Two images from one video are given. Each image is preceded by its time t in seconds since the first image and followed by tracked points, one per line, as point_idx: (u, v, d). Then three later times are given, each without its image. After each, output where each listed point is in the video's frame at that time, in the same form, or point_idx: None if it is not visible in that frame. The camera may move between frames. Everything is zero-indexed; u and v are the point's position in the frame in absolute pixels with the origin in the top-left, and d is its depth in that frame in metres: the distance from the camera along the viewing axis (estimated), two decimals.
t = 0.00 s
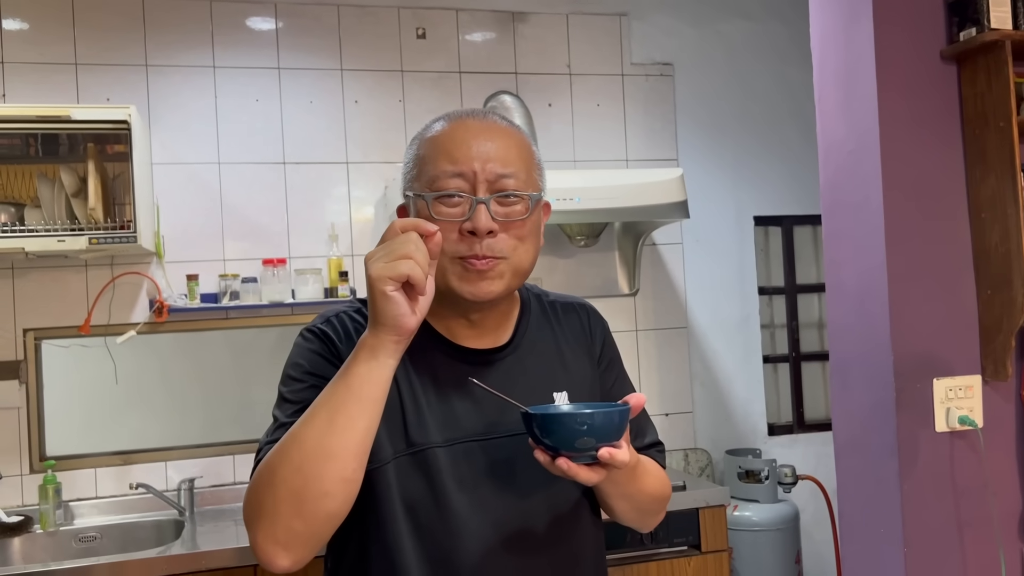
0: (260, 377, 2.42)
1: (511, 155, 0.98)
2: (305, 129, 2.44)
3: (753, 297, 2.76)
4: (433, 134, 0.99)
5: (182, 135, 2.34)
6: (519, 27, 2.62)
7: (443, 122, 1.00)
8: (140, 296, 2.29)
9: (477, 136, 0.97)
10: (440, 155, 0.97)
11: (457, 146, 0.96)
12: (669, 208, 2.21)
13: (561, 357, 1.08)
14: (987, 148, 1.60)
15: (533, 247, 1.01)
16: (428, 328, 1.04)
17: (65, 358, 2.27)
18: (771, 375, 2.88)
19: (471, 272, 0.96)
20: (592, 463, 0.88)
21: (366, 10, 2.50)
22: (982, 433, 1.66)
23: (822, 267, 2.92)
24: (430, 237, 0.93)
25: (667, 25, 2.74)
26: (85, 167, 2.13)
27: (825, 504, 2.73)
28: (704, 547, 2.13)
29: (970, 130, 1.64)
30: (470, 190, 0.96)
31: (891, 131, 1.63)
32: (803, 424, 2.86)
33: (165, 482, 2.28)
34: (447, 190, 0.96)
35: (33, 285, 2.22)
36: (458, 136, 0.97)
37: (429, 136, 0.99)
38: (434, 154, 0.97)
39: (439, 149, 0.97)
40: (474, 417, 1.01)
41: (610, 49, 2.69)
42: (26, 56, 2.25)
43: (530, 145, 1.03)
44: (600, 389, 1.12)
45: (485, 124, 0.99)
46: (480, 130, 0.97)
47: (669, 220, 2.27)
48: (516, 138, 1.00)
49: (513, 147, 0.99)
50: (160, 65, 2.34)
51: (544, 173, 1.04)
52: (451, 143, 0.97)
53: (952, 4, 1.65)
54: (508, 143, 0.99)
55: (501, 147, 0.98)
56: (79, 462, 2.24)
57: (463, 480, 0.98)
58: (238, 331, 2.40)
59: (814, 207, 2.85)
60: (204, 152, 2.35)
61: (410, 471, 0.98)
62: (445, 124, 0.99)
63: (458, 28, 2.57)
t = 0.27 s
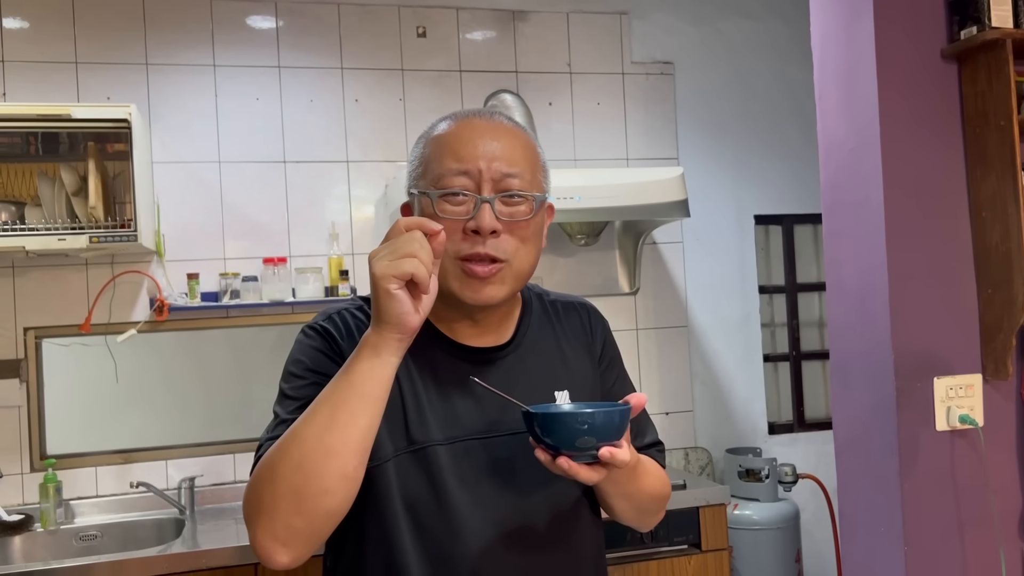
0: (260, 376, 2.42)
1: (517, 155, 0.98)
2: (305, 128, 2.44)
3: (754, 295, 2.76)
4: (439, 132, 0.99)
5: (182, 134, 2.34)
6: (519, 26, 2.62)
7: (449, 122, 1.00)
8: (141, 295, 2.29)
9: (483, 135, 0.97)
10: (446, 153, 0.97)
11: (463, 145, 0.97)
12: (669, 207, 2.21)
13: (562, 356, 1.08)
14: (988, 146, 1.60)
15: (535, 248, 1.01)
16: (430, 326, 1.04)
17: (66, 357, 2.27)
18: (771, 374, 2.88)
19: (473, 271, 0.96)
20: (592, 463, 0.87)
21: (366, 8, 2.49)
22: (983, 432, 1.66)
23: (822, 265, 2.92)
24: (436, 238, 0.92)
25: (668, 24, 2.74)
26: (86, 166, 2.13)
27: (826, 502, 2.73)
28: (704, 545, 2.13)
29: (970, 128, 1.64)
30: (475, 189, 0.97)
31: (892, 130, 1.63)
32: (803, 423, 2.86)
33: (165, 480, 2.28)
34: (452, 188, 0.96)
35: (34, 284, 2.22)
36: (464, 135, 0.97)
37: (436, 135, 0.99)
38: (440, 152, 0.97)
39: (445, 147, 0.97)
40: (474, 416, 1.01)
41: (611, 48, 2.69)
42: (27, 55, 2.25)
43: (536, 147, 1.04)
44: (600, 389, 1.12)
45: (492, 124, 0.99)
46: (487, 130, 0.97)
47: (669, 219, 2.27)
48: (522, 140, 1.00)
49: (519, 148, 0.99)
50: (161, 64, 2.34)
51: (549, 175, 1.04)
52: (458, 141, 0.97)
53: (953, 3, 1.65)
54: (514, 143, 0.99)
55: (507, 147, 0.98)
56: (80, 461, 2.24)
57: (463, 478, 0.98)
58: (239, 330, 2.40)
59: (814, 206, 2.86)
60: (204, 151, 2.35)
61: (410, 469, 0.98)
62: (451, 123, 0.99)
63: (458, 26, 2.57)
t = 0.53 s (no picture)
0: (260, 375, 2.42)
1: (520, 146, 0.99)
2: (306, 127, 2.43)
3: (754, 294, 2.76)
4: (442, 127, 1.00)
5: (182, 133, 2.34)
6: (519, 25, 2.62)
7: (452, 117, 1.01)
8: (141, 294, 2.29)
9: (487, 122, 0.98)
10: (450, 142, 0.97)
11: (467, 134, 0.97)
12: (670, 207, 2.21)
13: (567, 356, 1.08)
14: (989, 146, 1.60)
15: (539, 240, 1.00)
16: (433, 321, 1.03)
17: (66, 356, 2.27)
18: (771, 374, 2.88)
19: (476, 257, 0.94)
20: (595, 467, 0.87)
21: (367, 7, 2.49)
22: (983, 432, 1.66)
23: (822, 265, 2.92)
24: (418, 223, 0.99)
25: (668, 23, 2.73)
26: (86, 165, 2.13)
27: (826, 502, 2.73)
28: (704, 545, 2.13)
29: (971, 128, 1.64)
30: (478, 176, 0.96)
31: (893, 129, 1.63)
32: (804, 423, 2.86)
33: (165, 480, 2.28)
34: (455, 176, 0.96)
35: (34, 283, 2.22)
36: (468, 125, 0.98)
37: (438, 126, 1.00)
38: (444, 143, 0.98)
39: (448, 137, 0.98)
40: (476, 412, 1.01)
41: (611, 47, 2.69)
42: (26, 54, 2.24)
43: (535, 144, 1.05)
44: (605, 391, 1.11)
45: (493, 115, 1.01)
46: (490, 120, 0.98)
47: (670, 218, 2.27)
48: (525, 133, 1.01)
49: (521, 138, 1.00)
50: (161, 63, 2.33)
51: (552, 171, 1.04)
52: (461, 130, 0.98)
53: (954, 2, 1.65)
54: (516, 132, 1.00)
55: (510, 133, 0.99)
56: (80, 460, 2.24)
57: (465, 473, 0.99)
58: (239, 329, 2.40)
59: (815, 205, 2.85)
60: (204, 150, 2.35)
61: (412, 464, 0.98)
62: (455, 116, 1.00)
63: (458, 25, 2.57)
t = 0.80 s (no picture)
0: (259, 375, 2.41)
1: (520, 110, 1.02)
2: (305, 126, 2.43)
3: (753, 293, 2.76)
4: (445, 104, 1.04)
5: (181, 132, 2.33)
6: (518, 25, 2.62)
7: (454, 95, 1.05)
8: (140, 293, 2.29)
9: (489, 93, 1.02)
10: (456, 112, 1.01)
11: (468, 104, 1.01)
12: (669, 206, 2.21)
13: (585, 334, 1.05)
14: (989, 146, 1.60)
15: (545, 202, 1.01)
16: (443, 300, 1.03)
17: (65, 355, 2.27)
18: (771, 373, 2.88)
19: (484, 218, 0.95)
20: (585, 446, 0.86)
21: (366, 7, 2.49)
22: (982, 431, 1.65)
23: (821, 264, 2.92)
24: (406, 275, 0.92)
25: (667, 22, 2.73)
26: (85, 164, 2.13)
27: (825, 501, 2.73)
28: (704, 544, 2.12)
29: (971, 127, 1.64)
30: (481, 141, 0.99)
31: (892, 129, 1.62)
32: (803, 422, 2.86)
33: (164, 479, 2.28)
34: (460, 143, 0.99)
35: (33, 282, 2.22)
36: (468, 96, 1.02)
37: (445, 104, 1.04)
38: (450, 115, 1.02)
39: (451, 110, 1.02)
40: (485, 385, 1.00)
41: (610, 47, 2.69)
42: (25, 52, 2.24)
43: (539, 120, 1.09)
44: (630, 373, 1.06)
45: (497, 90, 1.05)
46: (489, 90, 1.02)
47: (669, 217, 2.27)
48: (524, 101, 1.05)
49: (525, 108, 1.04)
50: (160, 61, 2.33)
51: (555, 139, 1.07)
52: (466, 101, 1.02)
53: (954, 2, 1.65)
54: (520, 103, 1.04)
55: (513, 101, 1.03)
56: (79, 459, 2.24)
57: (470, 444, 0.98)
58: (238, 329, 2.40)
59: (814, 205, 2.85)
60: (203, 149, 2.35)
61: (417, 434, 0.98)
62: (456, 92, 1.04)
63: (457, 25, 2.57)
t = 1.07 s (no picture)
0: (257, 375, 2.41)
1: (553, 115, 0.98)
2: (304, 126, 2.43)
3: (752, 294, 2.76)
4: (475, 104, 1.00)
5: (178, 132, 2.33)
6: (517, 25, 2.62)
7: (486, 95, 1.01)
8: (138, 293, 2.29)
9: (520, 94, 0.98)
10: (485, 116, 0.98)
11: (499, 108, 0.97)
12: (667, 206, 2.21)
13: (610, 332, 1.03)
14: (986, 147, 1.60)
15: (576, 210, 0.99)
16: (463, 300, 1.03)
17: (63, 355, 2.27)
18: (769, 374, 2.88)
19: (512, 230, 0.94)
20: (582, 444, 0.84)
21: (364, 7, 2.49)
22: (980, 432, 1.66)
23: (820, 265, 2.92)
24: (446, 409, 0.77)
25: (667, 23, 2.73)
26: (83, 164, 2.13)
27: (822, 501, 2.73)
28: (701, 545, 2.12)
29: (969, 128, 1.64)
30: (513, 150, 0.96)
31: (890, 130, 1.62)
32: (801, 423, 2.86)
33: (162, 479, 2.28)
34: (490, 151, 0.96)
35: (31, 282, 2.22)
36: (500, 100, 0.98)
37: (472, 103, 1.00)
38: (479, 117, 0.98)
39: (482, 113, 0.98)
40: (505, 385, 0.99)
41: (609, 47, 2.69)
42: (22, 51, 2.24)
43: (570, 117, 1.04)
44: (655, 372, 1.04)
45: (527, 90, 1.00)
46: (522, 93, 0.98)
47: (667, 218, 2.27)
48: (558, 103, 1.00)
49: (557, 111, 1.00)
50: (158, 61, 2.33)
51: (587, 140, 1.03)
52: (496, 104, 0.98)
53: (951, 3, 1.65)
54: (552, 104, 1.00)
55: (544, 105, 0.98)
56: (77, 459, 2.23)
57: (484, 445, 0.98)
58: (236, 329, 2.39)
59: (813, 206, 2.85)
60: (201, 149, 2.35)
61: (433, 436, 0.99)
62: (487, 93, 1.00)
63: (456, 25, 2.57)
